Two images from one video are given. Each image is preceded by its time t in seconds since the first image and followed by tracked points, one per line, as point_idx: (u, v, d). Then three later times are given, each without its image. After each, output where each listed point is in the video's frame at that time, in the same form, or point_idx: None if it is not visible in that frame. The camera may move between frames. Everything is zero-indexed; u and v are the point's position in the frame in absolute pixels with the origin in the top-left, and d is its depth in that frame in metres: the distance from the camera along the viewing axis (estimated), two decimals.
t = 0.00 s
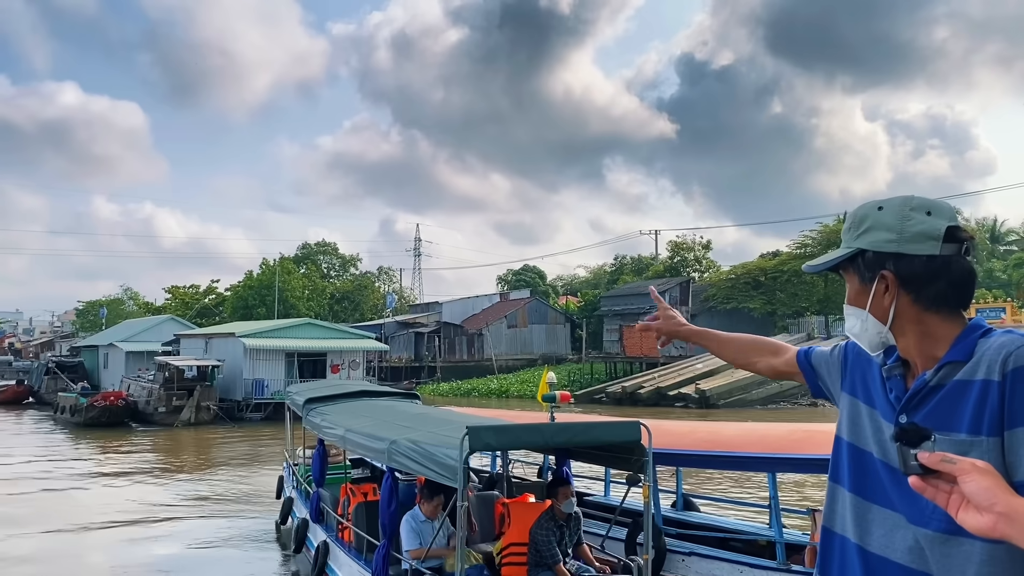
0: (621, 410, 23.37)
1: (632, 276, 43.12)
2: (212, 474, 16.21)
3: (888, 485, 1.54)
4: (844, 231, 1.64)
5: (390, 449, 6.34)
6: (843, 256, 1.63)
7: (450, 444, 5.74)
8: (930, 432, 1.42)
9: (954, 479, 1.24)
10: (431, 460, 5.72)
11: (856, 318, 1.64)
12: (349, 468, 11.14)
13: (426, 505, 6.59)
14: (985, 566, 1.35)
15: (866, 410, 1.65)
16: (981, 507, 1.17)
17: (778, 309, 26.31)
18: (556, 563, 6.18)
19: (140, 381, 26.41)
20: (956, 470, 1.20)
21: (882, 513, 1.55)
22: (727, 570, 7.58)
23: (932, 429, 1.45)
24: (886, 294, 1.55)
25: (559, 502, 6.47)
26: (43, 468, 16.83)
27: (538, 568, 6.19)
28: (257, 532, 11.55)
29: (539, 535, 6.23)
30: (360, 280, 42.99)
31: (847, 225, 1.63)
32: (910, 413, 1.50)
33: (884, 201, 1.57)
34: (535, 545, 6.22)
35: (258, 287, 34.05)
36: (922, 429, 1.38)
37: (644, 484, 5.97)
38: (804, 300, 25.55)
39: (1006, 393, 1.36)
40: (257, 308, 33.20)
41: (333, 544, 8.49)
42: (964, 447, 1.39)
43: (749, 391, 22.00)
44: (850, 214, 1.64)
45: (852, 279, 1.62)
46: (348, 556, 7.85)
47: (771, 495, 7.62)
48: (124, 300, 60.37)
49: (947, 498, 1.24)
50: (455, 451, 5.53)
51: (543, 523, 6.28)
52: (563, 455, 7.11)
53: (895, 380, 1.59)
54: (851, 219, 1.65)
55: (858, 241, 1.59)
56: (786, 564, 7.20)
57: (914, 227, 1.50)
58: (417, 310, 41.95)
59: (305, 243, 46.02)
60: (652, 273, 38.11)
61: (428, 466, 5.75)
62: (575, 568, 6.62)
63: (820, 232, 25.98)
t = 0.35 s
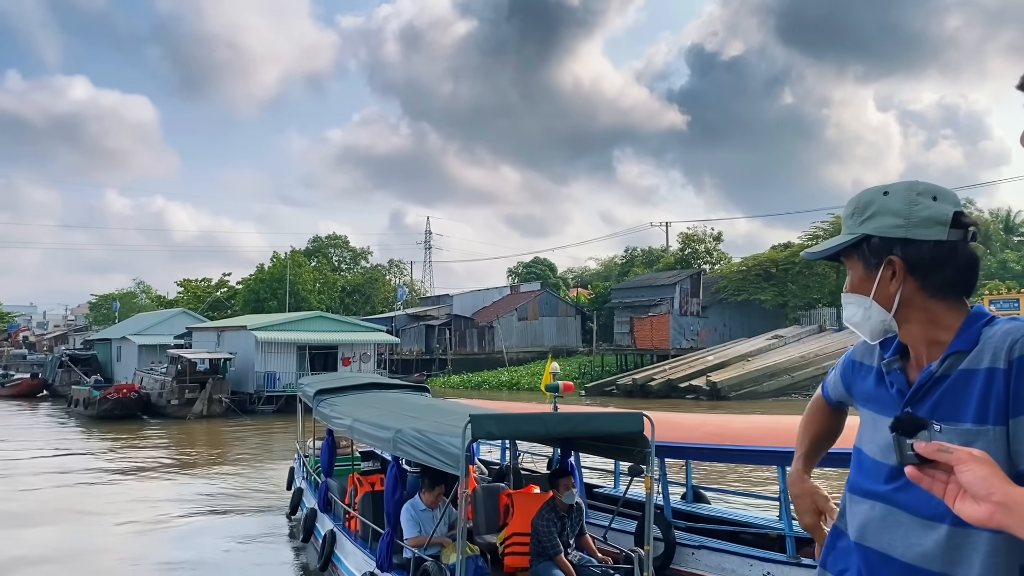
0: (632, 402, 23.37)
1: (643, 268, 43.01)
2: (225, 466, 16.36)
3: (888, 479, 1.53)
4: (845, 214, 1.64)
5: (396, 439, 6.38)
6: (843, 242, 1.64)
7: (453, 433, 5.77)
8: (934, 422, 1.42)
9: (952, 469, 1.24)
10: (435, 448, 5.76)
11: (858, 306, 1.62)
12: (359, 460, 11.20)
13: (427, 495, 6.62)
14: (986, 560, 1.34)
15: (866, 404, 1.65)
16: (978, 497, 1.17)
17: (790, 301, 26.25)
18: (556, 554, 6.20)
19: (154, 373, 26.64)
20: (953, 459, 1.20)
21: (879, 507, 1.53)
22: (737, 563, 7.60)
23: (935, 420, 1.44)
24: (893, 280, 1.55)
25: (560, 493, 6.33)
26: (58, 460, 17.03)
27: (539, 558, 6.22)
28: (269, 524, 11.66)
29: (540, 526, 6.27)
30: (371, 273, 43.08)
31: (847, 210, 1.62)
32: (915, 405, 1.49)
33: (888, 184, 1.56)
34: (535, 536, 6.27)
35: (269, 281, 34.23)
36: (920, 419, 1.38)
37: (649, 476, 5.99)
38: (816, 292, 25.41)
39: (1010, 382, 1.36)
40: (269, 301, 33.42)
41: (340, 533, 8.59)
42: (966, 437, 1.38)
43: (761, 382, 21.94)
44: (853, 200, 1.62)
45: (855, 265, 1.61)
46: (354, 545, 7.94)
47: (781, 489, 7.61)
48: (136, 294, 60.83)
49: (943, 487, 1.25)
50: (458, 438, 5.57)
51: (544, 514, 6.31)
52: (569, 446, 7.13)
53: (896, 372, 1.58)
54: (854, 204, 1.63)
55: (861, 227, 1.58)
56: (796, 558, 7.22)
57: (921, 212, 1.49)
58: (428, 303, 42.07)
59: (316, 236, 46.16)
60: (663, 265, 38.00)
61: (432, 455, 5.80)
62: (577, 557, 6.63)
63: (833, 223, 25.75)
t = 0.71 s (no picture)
0: (635, 391, 23.38)
1: (646, 257, 42.92)
2: (230, 456, 16.42)
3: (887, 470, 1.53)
4: (858, 189, 1.63)
5: (396, 423, 6.43)
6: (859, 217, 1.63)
7: (452, 416, 5.81)
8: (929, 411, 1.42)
9: (933, 464, 1.25)
10: (433, 432, 5.80)
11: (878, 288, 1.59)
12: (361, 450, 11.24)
13: (426, 478, 6.62)
14: (983, 545, 1.33)
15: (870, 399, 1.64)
16: (961, 490, 1.17)
17: (793, 289, 26.16)
18: (552, 540, 6.26)
19: (158, 364, 26.72)
20: (937, 454, 1.21)
21: (877, 498, 1.54)
22: (738, 551, 7.66)
23: (933, 409, 1.43)
24: (930, 254, 1.55)
25: (557, 480, 6.44)
26: (64, 452, 17.12)
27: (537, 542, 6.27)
28: (273, 514, 11.72)
29: (536, 511, 6.34)
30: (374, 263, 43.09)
31: (868, 185, 1.61)
32: (912, 395, 1.49)
33: (917, 162, 1.57)
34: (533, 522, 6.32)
35: (272, 272, 34.26)
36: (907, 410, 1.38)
37: (645, 462, 6.03)
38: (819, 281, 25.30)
39: (1002, 368, 1.34)
40: (272, 293, 33.46)
41: (341, 519, 8.67)
42: (959, 423, 1.37)
43: (764, 371, 21.91)
44: (874, 173, 1.61)
45: (889, 238, 1.58)
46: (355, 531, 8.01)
47: (783, 478, 7.62)
48: (141, 285, 60.80)
49: (926, 481, 1.25)
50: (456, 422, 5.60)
51: (540, 500, 6.39)
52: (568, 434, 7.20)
53: (893, 362, 1.59)
54: (874, 177, 1.61)
55: (893, 200, 1.56)
56: (797, 547, 7.26)
57: (950, 190, 1.53)
58: (431, 293, 42.08)
59: (319, 227, 46.12)
60: (666, 255, 37.89)
61: (430, 438, 5.84)
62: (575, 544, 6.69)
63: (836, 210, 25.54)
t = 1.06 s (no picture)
0: (631, 377, 23.45)
1: (640, 244, 42.94)
2: (226, 445, 16.44)
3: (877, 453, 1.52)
4: (899, 156, 1.54)
5: (386, 408, 6.45)
6: (903, 183, 1.55)
7: (441, 400, 5.84)
8: (929, 387, 1.41)
9: (912, 444, 1.25)
10: (422, 415, 5.83)
11: (923, 264, 1.52)
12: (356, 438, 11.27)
13: (420, 461, 6.64)
14: (978, 518, 1.33)
15: (850, 386, 1.62)
16: (940, 469, 1.17)
17: (787, 275, 26.23)
18: (541, 520, 6.31)
19: (153, 354, 26.69)
20: (916, 433, 1.21)
21: (871, 482, 1.53)
22: (731, 533, 7.73)
23: (929, 386, 1.43)
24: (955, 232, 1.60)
25: (545, 462, 6.53)
26: (60, 442, 17.11)
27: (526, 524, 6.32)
28: (270, 502, 11.77)
29: (524, 493, 6.41)
30: (368, 252, 42.99)
31: (910, 153, 1.55)
32: (904, 376, 1.48)
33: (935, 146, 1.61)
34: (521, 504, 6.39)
35: (266, 261, 34.20)
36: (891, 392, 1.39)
37: (631, 443, 6.09)
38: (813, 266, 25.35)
39: (1001, 342, 1.35)
40: (267, 282, 33.41)
41: (334, 505, 8.72)
42: (959, 397, 1.37)
43: (758, 356, 22.00)
44: (906, 151, 1.54)
45: (930, 218, 1.57)
46: (347, 517, 8.06)
47: (776, 460, 7.67)
48: (134, 275, 60.61)
49: (904, 461, 1.25)
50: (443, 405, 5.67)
51: (529, 482, 6.48)
52: (557, 416, 7.28)
53: (878, 347, 1.58)
54: (903, 156, 1.54)
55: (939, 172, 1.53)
56: (791, 528, 7.33)
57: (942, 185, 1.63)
58: (425, 281, 42.06)
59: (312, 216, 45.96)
60: (660, 241, 37.92)
61: (419, 421, 5.87)
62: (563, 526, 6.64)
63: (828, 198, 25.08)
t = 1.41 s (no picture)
0: (616, 361, 23.56)
1: (625, 229, 43.01)
2: (213, 433, 16.40)
3: (864, 429, 1.52)
4: (883, 134, 1.55)
5: (366, 394, 6.46)
6: (887, 161, 1.57)
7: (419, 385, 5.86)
8: (914, 359, 1.43)
9: (901, 414, 1.26)
10: (401, 401, 5.85)
11: (909, 242, 1.54)
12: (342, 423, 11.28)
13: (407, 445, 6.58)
14: (964, 484, 1.33)
15: (836, 363, 1.64)
16: (929, 438, 1.19)
17: (771, 258, 26.37)
18: (521, 501, 6.34)
19: (138, 342, 26.50)
20: (905, 403, 1.22)
21: (860, 456, 1.52)
22: (717, 510, 7.83)
23: (915, 360, 1.45)
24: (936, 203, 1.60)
25: (523, 444, 6.58)
26: (44, 431, 17.00)
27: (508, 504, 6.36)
28: (257, 488, 11.78)
29: (503, 476, 6.43)
30: (353, 238, 42.76)
31: (894, 132, 1.56)
32: (889, 351, 1.49)
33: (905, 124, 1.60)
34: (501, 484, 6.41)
35: (250, 247, 33.99)
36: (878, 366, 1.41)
37: (608, 423, 6.16)
38: (796, 248, 25.47)
39: (986, 316, 1.37)
40: (251, 269, 33.21)
41: (319, 491, 8.75)
42: (944, 368, 1.39)
43: (743, 339, 22.15)
44: (890, 130, 1.55)
45: (914, 195, 1.58)
46: (332, 503, 8.09)
47: (760, 439, 7.76)
48: (118, 262, 60.01)
49: (893, 431, 1.26)
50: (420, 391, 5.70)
51: (507, 465, 6.49)
52: (537, 398, 7.34)
53: (862, 324, 1.59)
54: (888, 134, 1.55)
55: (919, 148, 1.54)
56: (776, 505, 7.43)
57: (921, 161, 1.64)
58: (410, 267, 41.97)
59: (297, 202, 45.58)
60: (644, 225, 38.01)
61: (399, 407, 5.88)
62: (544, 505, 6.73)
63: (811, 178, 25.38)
